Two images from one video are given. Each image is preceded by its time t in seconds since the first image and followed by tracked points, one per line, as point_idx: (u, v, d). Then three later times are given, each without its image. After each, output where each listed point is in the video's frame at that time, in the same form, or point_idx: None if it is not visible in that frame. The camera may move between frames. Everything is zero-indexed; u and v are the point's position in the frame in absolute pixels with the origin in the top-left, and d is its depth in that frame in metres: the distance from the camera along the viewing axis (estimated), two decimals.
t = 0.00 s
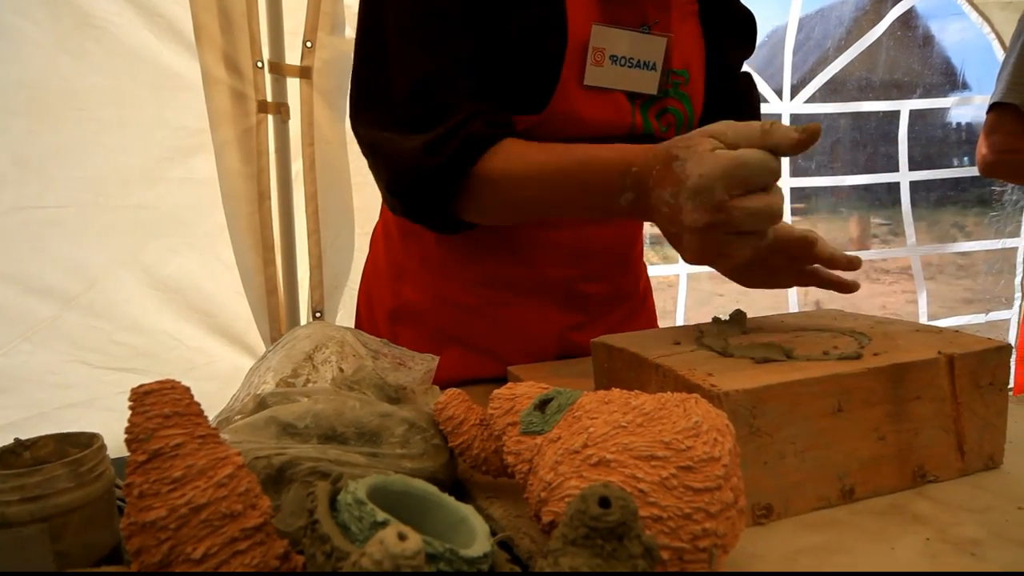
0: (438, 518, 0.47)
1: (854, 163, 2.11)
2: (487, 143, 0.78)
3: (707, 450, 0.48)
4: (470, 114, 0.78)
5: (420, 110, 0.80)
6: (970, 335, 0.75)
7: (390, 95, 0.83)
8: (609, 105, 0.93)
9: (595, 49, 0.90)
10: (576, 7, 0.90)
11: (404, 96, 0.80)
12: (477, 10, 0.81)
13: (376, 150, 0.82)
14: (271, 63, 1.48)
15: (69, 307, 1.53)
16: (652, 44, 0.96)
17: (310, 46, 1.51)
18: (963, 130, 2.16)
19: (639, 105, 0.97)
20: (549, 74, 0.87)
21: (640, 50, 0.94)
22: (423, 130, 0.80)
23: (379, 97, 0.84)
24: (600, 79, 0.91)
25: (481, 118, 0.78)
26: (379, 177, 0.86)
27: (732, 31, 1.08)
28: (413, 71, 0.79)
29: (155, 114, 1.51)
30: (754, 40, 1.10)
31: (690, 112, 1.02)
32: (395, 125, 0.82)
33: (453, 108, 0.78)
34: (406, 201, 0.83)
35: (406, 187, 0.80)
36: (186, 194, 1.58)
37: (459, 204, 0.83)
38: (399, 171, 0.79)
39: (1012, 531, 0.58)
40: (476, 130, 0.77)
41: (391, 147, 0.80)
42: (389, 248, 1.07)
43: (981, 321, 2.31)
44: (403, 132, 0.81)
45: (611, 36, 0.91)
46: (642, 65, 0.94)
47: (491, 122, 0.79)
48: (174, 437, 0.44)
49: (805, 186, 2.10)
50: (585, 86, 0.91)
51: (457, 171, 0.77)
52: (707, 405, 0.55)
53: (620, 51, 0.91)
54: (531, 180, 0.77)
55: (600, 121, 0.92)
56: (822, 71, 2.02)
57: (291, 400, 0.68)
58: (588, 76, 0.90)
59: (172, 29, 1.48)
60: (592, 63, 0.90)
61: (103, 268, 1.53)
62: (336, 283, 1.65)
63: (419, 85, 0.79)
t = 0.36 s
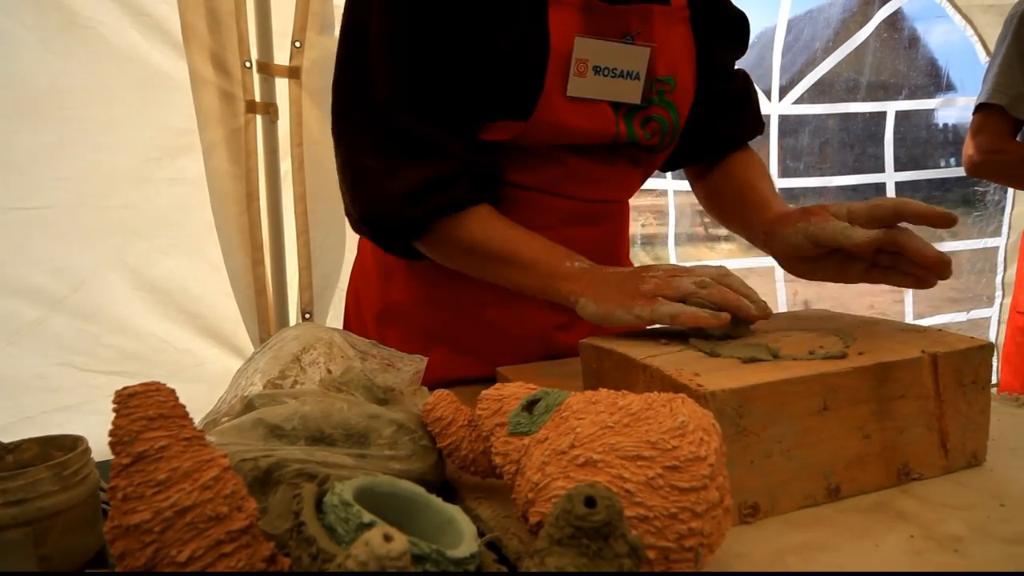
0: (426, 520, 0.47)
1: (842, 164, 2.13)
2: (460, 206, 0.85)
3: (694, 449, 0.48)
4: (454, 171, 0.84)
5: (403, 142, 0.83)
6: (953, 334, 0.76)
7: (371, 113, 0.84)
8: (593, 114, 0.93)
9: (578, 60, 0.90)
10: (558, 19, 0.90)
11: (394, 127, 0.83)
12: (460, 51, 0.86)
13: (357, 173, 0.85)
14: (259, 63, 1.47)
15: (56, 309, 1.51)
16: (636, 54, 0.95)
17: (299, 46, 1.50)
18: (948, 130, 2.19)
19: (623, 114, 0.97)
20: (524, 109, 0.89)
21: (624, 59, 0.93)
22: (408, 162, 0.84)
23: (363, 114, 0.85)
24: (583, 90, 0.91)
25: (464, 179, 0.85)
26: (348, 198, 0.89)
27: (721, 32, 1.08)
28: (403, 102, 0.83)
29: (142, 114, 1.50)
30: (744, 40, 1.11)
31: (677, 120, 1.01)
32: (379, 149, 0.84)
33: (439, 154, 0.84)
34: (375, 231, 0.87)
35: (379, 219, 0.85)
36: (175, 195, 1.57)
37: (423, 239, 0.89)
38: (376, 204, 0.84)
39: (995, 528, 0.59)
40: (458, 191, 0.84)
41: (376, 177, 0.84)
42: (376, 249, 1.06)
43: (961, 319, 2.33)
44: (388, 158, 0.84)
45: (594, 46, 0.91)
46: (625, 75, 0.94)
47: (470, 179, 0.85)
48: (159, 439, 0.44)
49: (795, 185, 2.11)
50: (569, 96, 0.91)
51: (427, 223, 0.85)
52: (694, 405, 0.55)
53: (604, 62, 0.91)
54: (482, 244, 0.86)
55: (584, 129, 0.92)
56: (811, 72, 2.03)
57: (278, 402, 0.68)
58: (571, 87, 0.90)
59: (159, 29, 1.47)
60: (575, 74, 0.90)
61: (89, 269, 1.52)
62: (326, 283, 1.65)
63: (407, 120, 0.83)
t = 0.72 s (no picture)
0: (417, 520, 0.47)
1: (831, 164, 2.14)
2: (534, 200, 0.80)
3: (686, 446, 0.48)
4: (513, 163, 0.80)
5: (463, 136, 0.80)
6: (940, 335, 0.76)
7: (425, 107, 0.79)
8: (601, 122, 0.93)
9: (594, 68, 0.90)
10: (579, 26, 0.90)
11: (464, 121, 0.79)
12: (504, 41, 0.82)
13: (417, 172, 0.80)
14: (248, 63, 1.46)
15: (43, 311, 1.50)
16: (647, 65, 0.95)
17: (288, 45, 1.49)
18: (936, 131, 2.21)
19: (630, 122, 0.98)
20: (537, 109, 0.87)
21: (636, 69, 0.94)
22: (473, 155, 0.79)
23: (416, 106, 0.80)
24: (597, 98, 0.91)
25: (527, 169, 0.81)
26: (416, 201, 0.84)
27: (722, 44, 1.09)
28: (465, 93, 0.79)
29: (130, 114, 1.49)
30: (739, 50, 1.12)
31: (676, 129, 1.03)
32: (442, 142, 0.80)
33: (501, 147, 0.80)
34: (445, 231, 0.82)
35: (451, 220, 0.80)
36: (163, 196, 1.56)
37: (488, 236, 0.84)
38: (449, 198, 0.79)
39: (982, 525, 0.60)
40: (524, 182, 0.80)
41: (441, 171, 0.79)
42: (368, 249, 1.06)
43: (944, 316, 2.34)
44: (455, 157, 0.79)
45: (610, 55, 0.91)
46: (636, 84, 0.95)
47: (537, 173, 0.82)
48: (148, 441, 0.44)
49: (783, 185, 2.12)
50: (583, 104, 0.91)
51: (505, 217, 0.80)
52: (685, 403, 0.55)
53: (618, 71, 0.92)
54: (564, 249, 0.81)
55: (592, 136, 0.92)
56: (799, 72, 2.04)
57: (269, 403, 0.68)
58: (586, 96, 0.91)
59: (147, 28, 1.45)
60: (590, 82, 0.90)
61: (77, 270, 1.51)
62: (316, 284, 1.64)
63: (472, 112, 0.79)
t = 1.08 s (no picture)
0: (388, 522, 0.47)
1: (810, 166, 2.17)
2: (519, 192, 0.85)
3: (657, 445, 0.49)
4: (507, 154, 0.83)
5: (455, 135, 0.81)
6: (909, 332, 0.78)
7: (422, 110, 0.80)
8: (582, 121, 0.93)
9: (577, 68, 0.90)
10: (564, 25, 0.90)
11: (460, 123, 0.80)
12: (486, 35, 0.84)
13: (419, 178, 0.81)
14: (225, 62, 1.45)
15: (15, 314, 1.47)
16: (630, 66, 0.95)
17: (266, 44, 1.48)
18: (912, 132, 2.25)
19: (612, 124, 0.97)
20: (520, 106, 0.89)
21: (619, 70, 0.94)
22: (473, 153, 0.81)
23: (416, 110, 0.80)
24: (580, 98, 0.91)
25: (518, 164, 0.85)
26: (398, 204, 0.84)
27: (700, 48, 1.10)
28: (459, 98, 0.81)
29: (104, 114, 1.47)
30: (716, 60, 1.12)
31: (658, 133, 1.03)
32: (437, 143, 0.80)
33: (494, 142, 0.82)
34: (434, 232, 0.84)
35: (447, 220, 0.82)
36: (139, 197, 1.54)
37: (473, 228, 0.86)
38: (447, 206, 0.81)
39: (948, 520, 0.61)
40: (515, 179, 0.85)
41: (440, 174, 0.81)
42: (347, 250, 1.05)
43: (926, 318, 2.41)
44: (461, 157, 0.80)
45: (595, 55, 0.90)
46: (619, 85, 0.94)
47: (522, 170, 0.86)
48: (110, 447, 0.43)
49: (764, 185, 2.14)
50: (564, 103, 0.91)
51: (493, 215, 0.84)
52: (658, 402, 0.56)
53: (602, 71, 0.91)
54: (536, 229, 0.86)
55: (572, 136, 0.93)
56: (779, 73, 2.06)
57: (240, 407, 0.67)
58: (569, 94, 0.90)
59: (120, 27, 1.43)
60: (573, 81, 0.90)
61: (50, 273, 1.48)
62: (295, 287, 1.63)
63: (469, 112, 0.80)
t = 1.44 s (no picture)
0: (362, 527, 0.46)
1: (791, 167, 2.20)
2: (587, 153, 0.76)
3: (631, 447, 0.49)
4: (554, 113, 0.75)
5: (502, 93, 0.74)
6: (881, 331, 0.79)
7: (459, 70, 0.72)
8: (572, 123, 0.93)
9: (569, 68, 0.90)
10: (555, 24, 0.88)
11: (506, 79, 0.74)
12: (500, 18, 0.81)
13: (456, 136, 0.72)
14: (201, 61, 1.42)
15: None
16: (618, 66, 0.95)
17: (242, 44, 1.46)
18: (886, 134, 2.29)
19: (600, 124, 0.98)
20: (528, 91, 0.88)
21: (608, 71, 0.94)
22: (525, 112, 0.74)
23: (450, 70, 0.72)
24: (571, 98, 0.91)
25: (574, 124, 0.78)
26: (441, 169, 0.74)
27: (677, 51, 1.11)
28: (493, 58, 0.75)
29: (76, 113, 1.44)
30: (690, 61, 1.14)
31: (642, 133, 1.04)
32: (470, 98, 0.73)
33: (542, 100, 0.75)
34: (485, 202, 0.73)
35: (498, 183, 0.72)
36: (113, 198, 1.51)
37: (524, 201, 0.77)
38: (495, 157, 0.71)
39: (918, 514, 0.62)
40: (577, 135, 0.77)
41: (482, 128, 0.71)
42: (326, 251, 1.04)
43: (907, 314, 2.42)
44: (506, 114, 0.73)
45: (585, 55, 0.90)
46: (607, 86, 0.95)
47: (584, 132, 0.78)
48: (77, 453, 0.42)
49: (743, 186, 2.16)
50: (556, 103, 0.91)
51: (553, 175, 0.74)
52: (633, 402, 0.56)
53: (591, 72, 0.92)
54: (615, 203, 0.77)
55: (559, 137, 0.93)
56: (759, 74, 2.08)
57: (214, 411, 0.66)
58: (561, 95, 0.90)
59: (92, 24, 1.40)
60: (564, 82, 0.90)
61: (20, 275, 1.45)
62: (272, 288, 1.61)
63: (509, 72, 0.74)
